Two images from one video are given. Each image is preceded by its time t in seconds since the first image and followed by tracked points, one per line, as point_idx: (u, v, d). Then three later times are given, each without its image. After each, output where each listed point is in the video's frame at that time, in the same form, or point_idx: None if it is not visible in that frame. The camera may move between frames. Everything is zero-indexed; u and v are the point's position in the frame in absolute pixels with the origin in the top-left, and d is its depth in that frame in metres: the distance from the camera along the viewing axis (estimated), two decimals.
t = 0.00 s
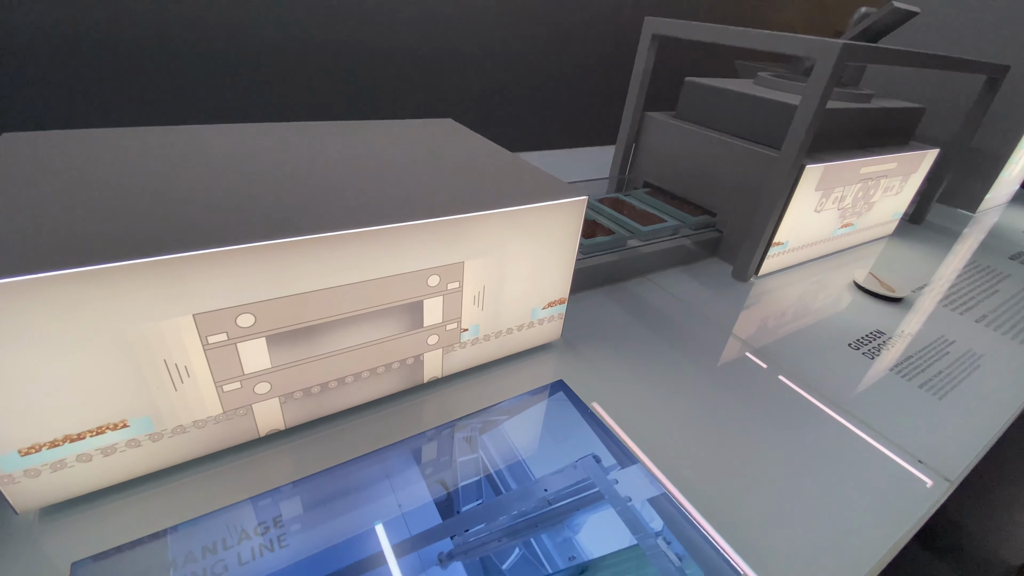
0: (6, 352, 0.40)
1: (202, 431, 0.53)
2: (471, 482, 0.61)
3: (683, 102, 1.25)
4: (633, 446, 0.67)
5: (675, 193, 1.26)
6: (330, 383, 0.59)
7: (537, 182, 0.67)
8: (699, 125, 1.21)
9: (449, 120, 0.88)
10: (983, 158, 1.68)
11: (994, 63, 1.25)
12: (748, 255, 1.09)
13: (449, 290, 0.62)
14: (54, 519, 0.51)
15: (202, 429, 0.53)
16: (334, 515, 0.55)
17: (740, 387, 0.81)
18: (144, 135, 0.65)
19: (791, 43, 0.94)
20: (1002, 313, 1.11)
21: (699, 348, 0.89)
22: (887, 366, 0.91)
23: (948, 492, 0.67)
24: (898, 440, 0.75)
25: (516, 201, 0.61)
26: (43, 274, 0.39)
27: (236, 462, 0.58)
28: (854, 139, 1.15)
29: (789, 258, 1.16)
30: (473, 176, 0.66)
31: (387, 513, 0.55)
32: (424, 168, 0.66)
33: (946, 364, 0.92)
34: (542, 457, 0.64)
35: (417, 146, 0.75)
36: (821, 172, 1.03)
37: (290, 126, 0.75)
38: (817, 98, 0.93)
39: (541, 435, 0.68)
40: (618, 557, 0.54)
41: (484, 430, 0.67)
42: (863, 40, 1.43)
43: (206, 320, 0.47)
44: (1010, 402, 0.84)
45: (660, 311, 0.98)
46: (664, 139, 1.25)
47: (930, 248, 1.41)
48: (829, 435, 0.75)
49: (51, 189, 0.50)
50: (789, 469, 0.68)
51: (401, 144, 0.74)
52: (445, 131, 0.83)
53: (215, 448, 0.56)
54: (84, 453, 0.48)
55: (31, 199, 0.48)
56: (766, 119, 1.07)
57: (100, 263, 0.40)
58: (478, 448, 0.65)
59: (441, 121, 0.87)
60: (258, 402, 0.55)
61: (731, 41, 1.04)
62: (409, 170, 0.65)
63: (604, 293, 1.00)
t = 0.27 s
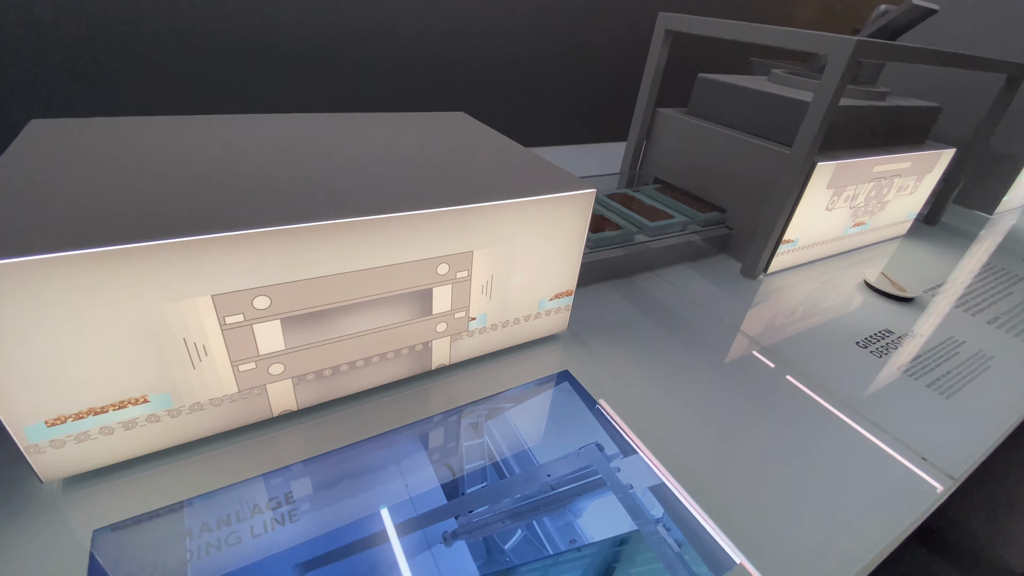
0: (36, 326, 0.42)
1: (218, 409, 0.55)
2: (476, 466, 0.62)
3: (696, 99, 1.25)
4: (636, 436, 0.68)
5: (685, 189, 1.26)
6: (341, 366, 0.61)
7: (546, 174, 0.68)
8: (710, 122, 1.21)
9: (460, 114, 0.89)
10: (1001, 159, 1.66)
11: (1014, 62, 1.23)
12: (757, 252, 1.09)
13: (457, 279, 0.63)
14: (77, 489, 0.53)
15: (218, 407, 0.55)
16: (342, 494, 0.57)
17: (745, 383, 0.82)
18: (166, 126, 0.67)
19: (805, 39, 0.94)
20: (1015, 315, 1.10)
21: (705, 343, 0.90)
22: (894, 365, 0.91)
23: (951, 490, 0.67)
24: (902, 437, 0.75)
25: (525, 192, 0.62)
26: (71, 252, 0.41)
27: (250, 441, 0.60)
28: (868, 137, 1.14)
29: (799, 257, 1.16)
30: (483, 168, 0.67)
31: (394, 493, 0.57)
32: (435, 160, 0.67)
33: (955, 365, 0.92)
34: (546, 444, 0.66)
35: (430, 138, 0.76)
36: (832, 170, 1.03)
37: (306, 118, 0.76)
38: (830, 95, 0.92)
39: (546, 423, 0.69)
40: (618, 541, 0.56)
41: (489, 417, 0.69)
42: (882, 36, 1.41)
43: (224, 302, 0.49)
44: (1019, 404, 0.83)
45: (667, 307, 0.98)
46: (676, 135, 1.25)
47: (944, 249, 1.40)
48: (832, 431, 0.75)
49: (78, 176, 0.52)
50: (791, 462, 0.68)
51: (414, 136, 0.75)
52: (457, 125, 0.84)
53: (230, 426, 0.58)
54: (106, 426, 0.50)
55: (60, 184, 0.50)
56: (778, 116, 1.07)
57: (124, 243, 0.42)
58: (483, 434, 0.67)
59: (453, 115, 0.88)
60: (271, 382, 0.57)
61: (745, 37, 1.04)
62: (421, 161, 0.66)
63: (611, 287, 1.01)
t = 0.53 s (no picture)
0: (64, 300, 0.44)
1: (235, 386, 0.57)
2: (483, 449, 0.63)
3: (710, 91, 1.24)
4: (642, 423, 0.69)
5: (697, 182, 1.26)
6: (355, 347, 0.62)
7: (558, 163, 0.69)
8: (724, 115, 1.20)
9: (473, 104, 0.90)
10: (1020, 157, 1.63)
11: None
12: (769, 246, 1.09)
13: (468, 265, 0.64)
14: (100, 460, 0.55)
15: (235, 384, 0.57)
16: (354, 471, 0.59)
17: (754, 375, 0.82)
18: (187, 112, 0.68)
19: (822, 31, 0.93)
20: None
21: (713, 335, 0.90)
22: (903, 360, 0.90)
23: (957, 483, 0.67)
24: (909, 431, 0.75)
25: (536, 180, 0.63)
26: (97, 229, 0.42)
27: (265, 418, 0.61)
28: (884, 132, 1.13)
29: (811, 251, 1.16)
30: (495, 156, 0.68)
31: (404, 470, 0.59)
32: (448, 148, 0.68)
33: (966, 361, 0.91)
34: (552, 428, 0.67)
35: (443, 127, 0.76)
36: (847, 164, 1.02)
37: (323, 106, 0.78)
38: (846, 88, 0.92)
39: (553, 409, 0.70)
40: (621, 523, 0.57)
41: (498, 401, 0.70)
42: (903, 29, 1.38)
43: (243, 281, 0.50)
44: None
45: (676, 299, 0.99)
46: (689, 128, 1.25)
47: (960, 247, 1.39)
48: (839, 423, 0.75)
49: (105, 158, 0.54)
50: (797, 452, 0.69)
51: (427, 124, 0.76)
52: (470, 115, 0.84)
53: (246, 403, 0.60)
54: (129, 399, 0.52)
55: (88, 166, 0.52)
56: (793, 109, 1.06)
57: (147, 222, 0.44)
58: (490, 418, 0.68)
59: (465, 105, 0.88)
60: (287, 361, 0.58)
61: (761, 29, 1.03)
62: (434, 149, 0.67)
63: (621, 279, 1.02)
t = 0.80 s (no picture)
0: (88, 276, 0.46)
1: (252, 363, 0.59)
2: (491, 430, 0.65)
3: (724, 82, 1.23)
4: (649, 409, 0.70)
5: (709, 173, 1.25)
6: (367, 329, 0.64)
7: (569, 150, 0.69)
8: (738, 105, 1.19)
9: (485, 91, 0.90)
10: None
11: None
12: (780, 238, 1.08)
13: (480, 250, 0.65)
14: (122, 433, 0.57)
15: (251, 361, 0.58)
16: (366, 449, 0.60)
17: (762, 364, 0.82)
18: (206, 95, 0.70)
19: (839, 20, 0.92)
20: None
21: (722, 325, 0.91)
22: (914, 353, 0.90)
23: (964, 474, 0.67)
24: (917, 422, 0.75)
25: (548, 167, 0.64)
26: (121, 207, 0.44)
27: (281, 396, 0.63)
28: (900, 124, 1.12)
29: (823, 244, 1.15)
30: (507, 143, 0.68)
31: (415, 449, 0.61)
32: (461, 134, 0.69)
33: (977, 355, 0.91)
34: (560, 413, 0.68)
35: (456, 113, 0.77)
36: (861, 156, 1.01)
37: (337, 91, 0.79)
38: (862, 78, 0.91)
39: (561, 394, 0.71)
40: (626, 504, 0.58)
41: (506, 385, 0.71)
42: (923, 19, 1.36)
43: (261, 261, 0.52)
44: None
45: (686, 289, 0.99)
46: (702, 118, 1.24)
47: (975, 241, 1.37)
48: (846, 413, 0.76)
49: (126, 140, 0.55)
50: (804, 440, 0.69)
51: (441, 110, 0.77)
52: (482, 102, 0.85)
53: (262, 381, 0.61)
54: (150, 374, 0.54)
55: (112, 146, 0.53)
56: (808, 99, 1.05)
57: (168, 201, 0.45)
58: (499, 401, 0.70)
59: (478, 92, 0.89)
60: (302, 341, 0.60)
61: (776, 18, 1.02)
62: (447, 135, 0.68)
63: (630, 268, 1.02)
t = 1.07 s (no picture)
0: (110, 250, 0.47)
1: (268, 342, 0.60)
2: (502, 412, 0.66)
3: (739, 70, 1.22)
4: (659, 395, 0.70)
5: (722, 162, 1.24)
6: (381, 311, 0.65)
7: (583, 135, 0.69)
8: (752, 94, 1.18)
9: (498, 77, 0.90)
10: None
11: None
12: (793, 228, 1.08)
13: (492, 234, 0.65)
14: (142, 406, 0.59)
15: (268, 340, 0.60)
16: (378, 428, 0.61)
17: (772, 353, 0.82)
18: (224, 77, 0.71)
19: (858, 6, 0.91)
20: None
21: (733, 314, 0.91)
22: (926, 345, 0.90)
23: (974, 464, 0.67)
24: (928, 412, 0.75)
25: (561, 151, 0.64)
26: (141, 183, 0.45)
27: (296, 375, 0.64)
28: (918, 113, 1.10)
29: (837, 235, 1.14)
30: (521, 127, 0.68)
31: (426, 430, 0.62)
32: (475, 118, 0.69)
33: (991, 348, 0.90)
34: (570, 397, 0.69)
35: (469, 98, 0.77)
36: (878, 145, 1.00)
37: (352, 75, 0.79)
38: (881, 66, 0.89)
39: (570, 379, 0.72)
40: (635, 486, 0.58)
41: (517, 369, 0.72)
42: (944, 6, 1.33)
43: (278, 240, 0.52)
44: None
45: (696, 278, 0.99)
46: (715, 107, 1.23)
47: (992, 235, 1.35)
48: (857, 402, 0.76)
49: (146, 120, 0.56)
50: (813, 428, 0.69)
51: (453, 94, 0.77)
52: (495, 87, 0.84)
53: (278, 360, 0.62)
54: (169, 350, 0.55)
55: (133, 126, 0.54)
56: (824, 88, 1.04)
57: (188, 178, 0.46)
58: (509, 384, 0.70)
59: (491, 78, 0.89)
60: (317, 321, 0.61)
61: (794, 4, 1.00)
62: (460, 119, 0.68)
63: (641, 256, 1.02)
